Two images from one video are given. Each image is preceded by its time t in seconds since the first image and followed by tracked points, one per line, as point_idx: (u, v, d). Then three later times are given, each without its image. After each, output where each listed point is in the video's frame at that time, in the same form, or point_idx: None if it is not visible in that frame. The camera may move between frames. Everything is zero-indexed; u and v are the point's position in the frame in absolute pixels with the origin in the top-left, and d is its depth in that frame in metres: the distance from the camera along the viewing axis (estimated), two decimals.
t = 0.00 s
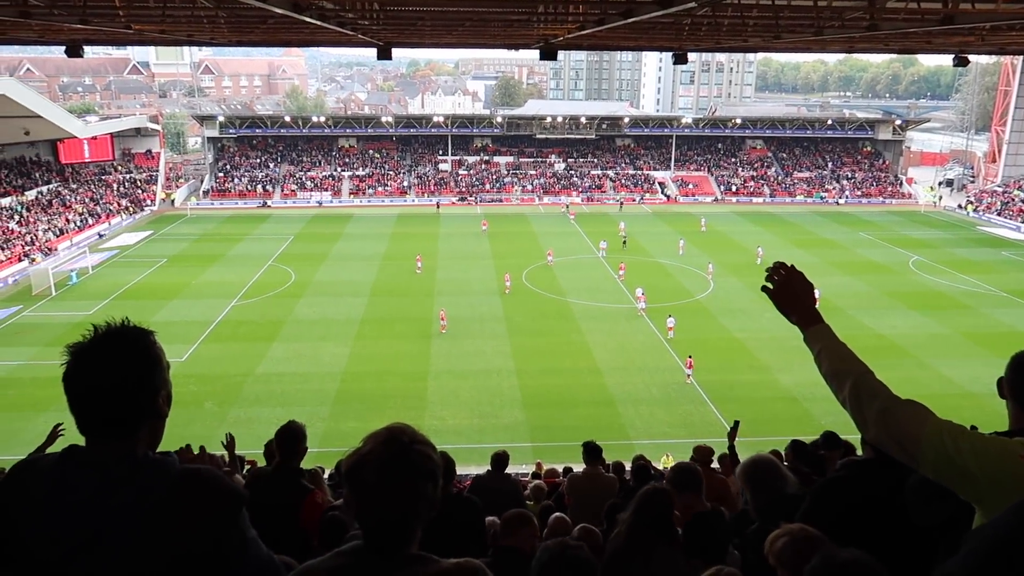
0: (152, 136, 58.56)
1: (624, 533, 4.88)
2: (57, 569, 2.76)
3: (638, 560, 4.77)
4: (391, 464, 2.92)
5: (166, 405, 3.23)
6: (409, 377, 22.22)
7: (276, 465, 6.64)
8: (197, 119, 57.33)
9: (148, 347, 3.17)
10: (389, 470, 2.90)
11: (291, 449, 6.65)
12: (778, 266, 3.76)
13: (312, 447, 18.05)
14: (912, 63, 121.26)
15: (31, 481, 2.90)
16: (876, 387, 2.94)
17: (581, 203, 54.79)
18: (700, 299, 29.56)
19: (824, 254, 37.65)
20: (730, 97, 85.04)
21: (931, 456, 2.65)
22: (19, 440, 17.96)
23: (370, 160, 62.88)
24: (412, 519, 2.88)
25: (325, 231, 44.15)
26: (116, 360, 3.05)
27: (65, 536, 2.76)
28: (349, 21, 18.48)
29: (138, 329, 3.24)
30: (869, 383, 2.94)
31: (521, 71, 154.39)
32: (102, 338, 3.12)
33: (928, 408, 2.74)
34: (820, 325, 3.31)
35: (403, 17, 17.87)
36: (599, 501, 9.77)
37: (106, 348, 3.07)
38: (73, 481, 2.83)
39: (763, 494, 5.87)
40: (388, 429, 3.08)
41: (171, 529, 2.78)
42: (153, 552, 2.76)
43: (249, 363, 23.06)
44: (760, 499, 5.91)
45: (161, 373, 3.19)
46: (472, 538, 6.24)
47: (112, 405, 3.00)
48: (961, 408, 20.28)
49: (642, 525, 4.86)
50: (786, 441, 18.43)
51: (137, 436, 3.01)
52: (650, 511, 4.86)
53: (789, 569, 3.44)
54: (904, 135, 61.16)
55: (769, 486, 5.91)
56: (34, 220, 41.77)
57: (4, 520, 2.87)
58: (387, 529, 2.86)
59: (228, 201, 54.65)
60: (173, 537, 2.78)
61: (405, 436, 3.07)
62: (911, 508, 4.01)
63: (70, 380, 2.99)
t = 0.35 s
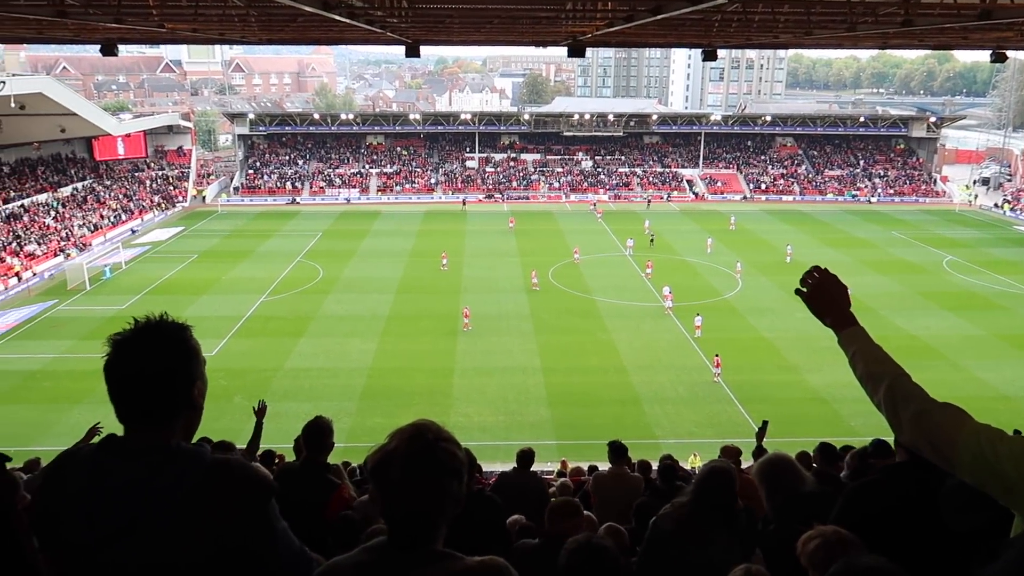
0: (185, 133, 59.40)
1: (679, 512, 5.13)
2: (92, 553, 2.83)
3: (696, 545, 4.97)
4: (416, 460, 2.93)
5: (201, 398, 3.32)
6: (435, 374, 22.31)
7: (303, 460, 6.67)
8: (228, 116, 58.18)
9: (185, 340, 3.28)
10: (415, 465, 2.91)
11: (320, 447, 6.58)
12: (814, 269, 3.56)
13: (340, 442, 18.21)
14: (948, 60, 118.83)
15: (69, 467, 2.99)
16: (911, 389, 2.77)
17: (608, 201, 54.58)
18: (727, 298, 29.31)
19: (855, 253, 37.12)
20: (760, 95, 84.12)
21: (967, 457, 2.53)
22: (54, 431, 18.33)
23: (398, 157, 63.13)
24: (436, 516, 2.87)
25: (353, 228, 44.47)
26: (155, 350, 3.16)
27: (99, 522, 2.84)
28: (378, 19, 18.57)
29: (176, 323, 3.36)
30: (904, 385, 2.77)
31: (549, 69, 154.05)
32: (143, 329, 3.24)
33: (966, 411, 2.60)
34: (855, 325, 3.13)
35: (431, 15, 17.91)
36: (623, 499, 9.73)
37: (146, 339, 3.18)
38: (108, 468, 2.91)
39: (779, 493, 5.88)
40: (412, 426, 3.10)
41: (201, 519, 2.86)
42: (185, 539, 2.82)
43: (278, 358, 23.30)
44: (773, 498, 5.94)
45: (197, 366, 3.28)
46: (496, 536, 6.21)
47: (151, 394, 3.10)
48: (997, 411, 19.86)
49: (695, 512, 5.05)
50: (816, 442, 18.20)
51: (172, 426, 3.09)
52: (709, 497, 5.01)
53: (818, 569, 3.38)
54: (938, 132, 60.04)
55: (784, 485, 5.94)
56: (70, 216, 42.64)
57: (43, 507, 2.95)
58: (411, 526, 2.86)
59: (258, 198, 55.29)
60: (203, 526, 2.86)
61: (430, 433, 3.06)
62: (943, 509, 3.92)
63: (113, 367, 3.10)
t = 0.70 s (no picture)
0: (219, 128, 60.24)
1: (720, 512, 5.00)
2: (129, 537, 2.83)
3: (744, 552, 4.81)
4: (448, 454, 2.88)
5: (246, 387, 3.32)
6: (464, 368, 22.35)
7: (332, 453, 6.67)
8: (261, 112, 58.92)
9: (234, 329, 3.30)
10: (447, 459, 2.86)
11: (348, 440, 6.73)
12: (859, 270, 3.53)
13: (369, 435, 18.32)
14: (991, 53, 115.87)
15: (115, 449, 3.00)
16: (954, 392, 2.73)
17: (639, 196, 54.27)
18: (759, 295, 28.97)
19: (891, 251, 36.45)
20: (794, 89, 82.82)
21: (1012, 461, 2.46)
22: (91, 420, 18.70)
23: (429, 152, 63.34)
24: (467, 510, 2.84)
25: (384, 222, 44.74)
26: (206, 334, 3.18)
27: (137, 504, 2.83)
28: (410, 15, 18.57)
29: (227, 313, 3.39)
30: (946, 388, 2.73)
31: (580, 63, 153.41)
32: (194, 317, 3.26)
33: (1013, 417, 2.55)
34: (897, 327, 3.10)
35: (463, 9, 17.87)
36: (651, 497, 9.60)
37: (197, 324, 3.20)
38: (153, 448, 2.92)
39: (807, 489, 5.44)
40: (444, 419, 3.03)
41: (238, 508, 2.82)
42: (219, 527, 2.79)
43: (309, 351, 23.52)
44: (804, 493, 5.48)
45: (245, 356, 3.30)
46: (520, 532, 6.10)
47: (200, 378, 3.12)
48: None
49: (736, 513, 4.93)
50: (849, 443, 17.91)
51: (217, 413, 3.10)
52: (748, 497, 4.88)
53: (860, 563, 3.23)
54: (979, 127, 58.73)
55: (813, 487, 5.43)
56: (108, 209, 43.56)
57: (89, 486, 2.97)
58: (440, 520, 2.84)
59: (290, 192, 55.92)
60: (240, 516, 2.82)
61: (463, 428, 3.02)
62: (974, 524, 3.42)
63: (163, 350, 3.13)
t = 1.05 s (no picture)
0: (247, 124, 60.88)
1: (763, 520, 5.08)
2: (157, 537, 2.75)
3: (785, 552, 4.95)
4: (477, 456, 2.83)
5: (279, 384, 3.24)
6: (488, 364, 22.38)
7: (358, 446, 6.56)
8: (289, 108, 59.56)
9: (269, 325, 3.22)
10: (476, 462, 2.81)
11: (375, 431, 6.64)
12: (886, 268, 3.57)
13: (393, 429, 18.40)
14: None
15: (147, 445, 2.93)
16: (988, 393, 2.91)
17: (664, 192, 54.00)
18: (786, 294, 28.68)
19: (922, 249, 35.90)
20: (824, 85, 81.78)
21: None
22: (121, 411, 18.98)
23: (454, 148, 63.52)
24: (496, 513, 2.80)
25: (409, 218, 44.96)
26: (241, 331, 3.09)
27: (169, 501, 2.77)
28: (437, 11, 18.59)
29: (262, 309, 3.31)
30: (981, 389, 2.90)
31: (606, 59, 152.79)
32: (228, 313, 3.19)
33: None
34: (930, 327, 3.20)
35: (490, 6, 17.85)
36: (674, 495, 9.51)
37: (232, 320, 3.13)
38: (187, 445, 2.85)
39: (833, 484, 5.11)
40: (472, 420, 2.98)
41: (263, 512, 2.75)
42: (249, 528, 2.72)
43: (334, 345, 23.68)
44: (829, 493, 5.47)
45: (280, 353, 3.22)
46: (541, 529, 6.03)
47: (234, 376, 3.04)
48: None
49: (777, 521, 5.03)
50: (877, 443, 17.67)
51: (251, 412, 3.03)
52: (786, 500, 4.99)
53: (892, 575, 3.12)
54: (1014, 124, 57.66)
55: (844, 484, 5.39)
56: (138, 204, 44.23)
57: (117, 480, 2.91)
58: (469, 523, 2.80)
59: (316, 187, 56.42)
60: (265, 519, 2.75)
61: (491, 428, 2.95)
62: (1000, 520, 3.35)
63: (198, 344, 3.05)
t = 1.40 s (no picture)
0: (276, 124, 61.33)
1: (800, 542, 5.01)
2: (189, 538, 2.80)
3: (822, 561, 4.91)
4: (521, 458, 2.83)
5: (316, 387, 3.27)
6: (512, 363, 22.39)
7: (386, 443, 6.60)
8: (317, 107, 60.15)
9: (308, 329, 3.25)
10: (520, 465, 2.81)
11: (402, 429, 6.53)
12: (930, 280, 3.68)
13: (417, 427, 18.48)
14: None
15: (183, 445, 2.98)
16: None
17: (691, 193, 53.66)
18: (814, 296, 28.36)
19: (954, 251, 35.30)
20: (855, 84, 80.63)
21: None
22: (151, 406, 19.28)
23: (480, 148, 63.64)
24: (540, 516, 2.80)
25: (435, 217, 45.12)
26: (280, 336, 3.11)
27: (203, 502, 2.83)
28: (464, 11, 18.62)
29: (302, 311, 3.34)
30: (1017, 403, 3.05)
31: (633, 58, 152.09)
32: (268, 316, 3.22)
33: None
34: (968, 339, 3.34)
35: (517, 5, 17.83)
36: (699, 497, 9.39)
37: (272, 324, 3.15)
38: (223, 448, 2.90)
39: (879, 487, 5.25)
40: (517, 423, 3.00)
41: (291, 521, 2.78)
42: (280, 532, 2.77)
43: (360, 343, 23.85)
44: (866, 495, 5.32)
45: (317, 358, 3.24)
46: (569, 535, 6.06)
47: (273, 378, 3.05)
48: None
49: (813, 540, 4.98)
50: (907, 448, 17.38)
51: (288, 416, 3.07)
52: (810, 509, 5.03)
53: None
54: None
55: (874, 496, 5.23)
56: (168, 202, 44.88)
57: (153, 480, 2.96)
58: (512, 524, 2.79)
59: (344, 186, 56.89)
60: (293, 528, 2.79)
61: (534, 432, 2.95)
62: None
63: (241, 348, 3.08)
